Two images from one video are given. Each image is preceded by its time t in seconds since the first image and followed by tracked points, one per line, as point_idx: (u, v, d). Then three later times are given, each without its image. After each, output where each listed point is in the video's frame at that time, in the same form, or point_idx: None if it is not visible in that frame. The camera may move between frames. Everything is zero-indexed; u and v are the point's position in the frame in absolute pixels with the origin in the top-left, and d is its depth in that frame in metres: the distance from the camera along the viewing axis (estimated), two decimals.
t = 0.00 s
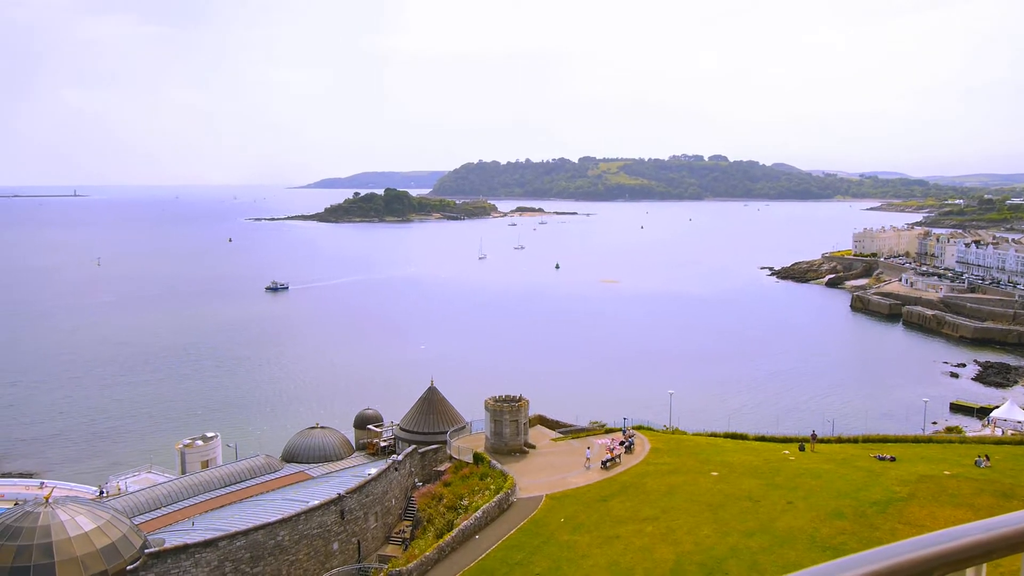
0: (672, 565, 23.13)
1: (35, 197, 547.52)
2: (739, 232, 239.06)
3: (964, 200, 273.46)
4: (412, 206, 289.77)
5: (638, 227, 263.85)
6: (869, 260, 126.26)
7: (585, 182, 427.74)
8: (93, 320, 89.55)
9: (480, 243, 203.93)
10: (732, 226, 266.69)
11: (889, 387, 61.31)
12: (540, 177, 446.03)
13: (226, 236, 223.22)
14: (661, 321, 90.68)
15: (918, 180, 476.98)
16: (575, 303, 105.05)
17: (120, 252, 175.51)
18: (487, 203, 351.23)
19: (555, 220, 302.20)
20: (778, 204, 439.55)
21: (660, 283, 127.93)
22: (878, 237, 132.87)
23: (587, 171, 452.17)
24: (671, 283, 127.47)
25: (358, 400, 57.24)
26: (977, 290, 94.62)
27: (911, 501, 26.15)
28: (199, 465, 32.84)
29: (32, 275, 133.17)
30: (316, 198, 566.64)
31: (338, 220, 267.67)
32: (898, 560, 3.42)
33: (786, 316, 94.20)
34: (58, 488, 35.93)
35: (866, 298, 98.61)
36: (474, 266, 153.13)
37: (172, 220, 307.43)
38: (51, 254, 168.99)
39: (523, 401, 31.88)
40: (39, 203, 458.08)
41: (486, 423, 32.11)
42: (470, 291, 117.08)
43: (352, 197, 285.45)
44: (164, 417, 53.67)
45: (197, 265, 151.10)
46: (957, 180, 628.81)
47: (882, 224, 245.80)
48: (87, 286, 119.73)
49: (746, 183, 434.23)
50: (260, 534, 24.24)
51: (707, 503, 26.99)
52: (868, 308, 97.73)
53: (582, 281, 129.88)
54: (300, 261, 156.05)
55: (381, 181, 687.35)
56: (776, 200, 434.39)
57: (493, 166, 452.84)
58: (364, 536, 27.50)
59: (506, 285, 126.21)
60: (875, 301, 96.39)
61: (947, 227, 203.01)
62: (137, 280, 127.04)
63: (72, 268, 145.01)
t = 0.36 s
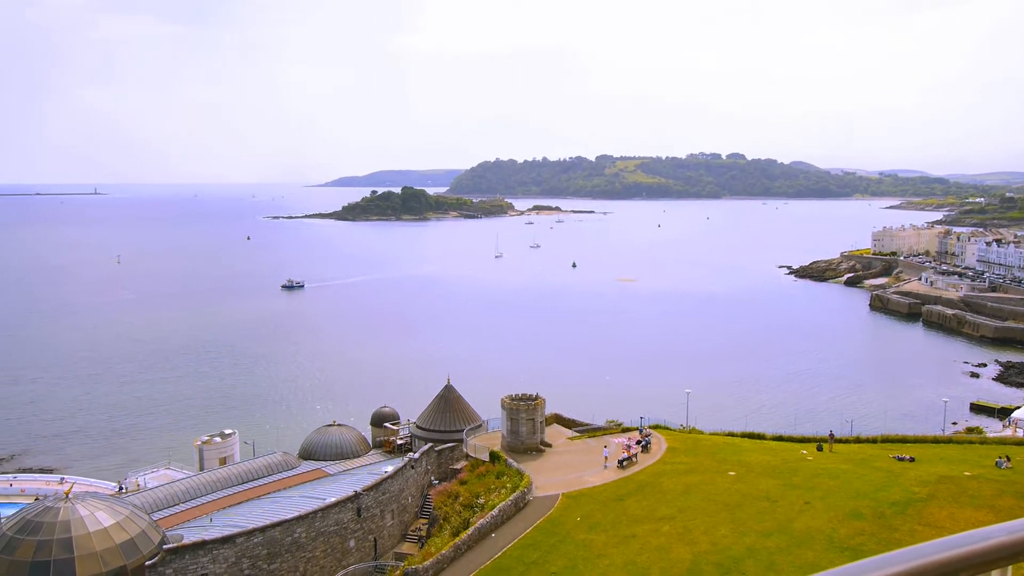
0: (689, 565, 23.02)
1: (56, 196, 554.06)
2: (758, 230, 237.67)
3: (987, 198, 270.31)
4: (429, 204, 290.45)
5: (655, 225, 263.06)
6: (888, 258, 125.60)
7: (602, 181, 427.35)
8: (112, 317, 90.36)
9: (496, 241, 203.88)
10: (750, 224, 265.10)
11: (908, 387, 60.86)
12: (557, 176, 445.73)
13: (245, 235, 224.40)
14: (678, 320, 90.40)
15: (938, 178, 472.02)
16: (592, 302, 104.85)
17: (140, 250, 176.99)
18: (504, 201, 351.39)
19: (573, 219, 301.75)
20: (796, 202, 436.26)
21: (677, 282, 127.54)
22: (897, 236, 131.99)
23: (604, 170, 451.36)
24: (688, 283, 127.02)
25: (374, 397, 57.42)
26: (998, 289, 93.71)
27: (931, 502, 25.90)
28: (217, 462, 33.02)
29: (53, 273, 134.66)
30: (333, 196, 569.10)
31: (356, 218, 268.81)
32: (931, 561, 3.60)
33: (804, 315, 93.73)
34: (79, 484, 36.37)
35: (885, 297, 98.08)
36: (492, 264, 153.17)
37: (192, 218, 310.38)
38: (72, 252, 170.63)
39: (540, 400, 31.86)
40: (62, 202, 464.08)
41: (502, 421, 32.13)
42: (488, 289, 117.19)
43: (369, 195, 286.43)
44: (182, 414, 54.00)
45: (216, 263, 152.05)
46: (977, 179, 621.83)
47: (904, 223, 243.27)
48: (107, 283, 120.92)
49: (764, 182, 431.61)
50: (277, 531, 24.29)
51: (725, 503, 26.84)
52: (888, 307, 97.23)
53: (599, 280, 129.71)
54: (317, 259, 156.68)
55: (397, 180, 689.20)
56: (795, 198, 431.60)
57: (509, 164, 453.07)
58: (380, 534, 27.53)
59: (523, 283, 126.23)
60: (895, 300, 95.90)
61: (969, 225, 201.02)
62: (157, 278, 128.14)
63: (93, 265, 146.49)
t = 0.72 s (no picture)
0: (706, 564, 22.95)
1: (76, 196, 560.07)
2: (775, 229, 236.44)
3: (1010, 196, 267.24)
4: (444, 204, 291.05)
5: (672, 224, 262.43)
6: (906, 257, 124.85)
7: (618, 180, 426.48)
8: (130, 316, 91.12)
9: (512, 240, 204.16)
10: (768, 224, 263.91)
11: (927, 386, 60.40)
12: (573, 175, 445.41)
13: (261, 234, 225.56)
14: (693, 319, 90.21)
15: (956, 176, 467.66)
16: (609, 301, 104.80)
17: (159, 250, 178.57)
18: (519, 200, 351.57)
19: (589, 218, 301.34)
20: (812, 201, 433.55)
21: (693, 281, 127.16)
22: (915, 234, 131.50)
23: (620, 169, 450.30)
24: (704, 281, 126.71)
25: (390, 396, 57.57)
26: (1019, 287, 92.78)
27: (950, 502, 25.71)
28: (234, 461, 33.23)
29: (73, 272, 136.17)
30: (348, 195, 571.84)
31: (371, 218, 269.69)
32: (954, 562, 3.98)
33: (821, 314, 93.26)
34: (98, 481, 36.78)
35: (904, 295, 97.48)
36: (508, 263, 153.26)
37: (211, 218, 313.05)
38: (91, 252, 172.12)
39: (556, 399, 31.87)
40: (82, 202, 469.18)
41: (518, 421, 32.15)
42: (504, 288, 117.25)
43: (385, 194, 287.20)
44: (198, 413, 54.33)
45: (233, 262, 152.91)
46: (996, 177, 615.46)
47: (924, 220, 241.15)
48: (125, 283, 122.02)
49: (781, 180, 429.08)
50: (294, 530, 24.39)
51: (741, 503, 26.76)
52: (906, 305, 96.63)
53: (614, 279, 129.53)
54: (333, 258, 157.28)
55: (413, 178, 690.35)
56: (812, 197, 428.95)
57: (524, 164, 453.01)
58: (397, 532, 27.58)
59: (540, 282, 126.24)
60: (913, 299, 95.32)
61: (989, 222, 199.01)
62: (175, 277, 129.15)
63: (112, 265, 147.82)
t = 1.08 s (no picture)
0: (723, 564, 22.86)
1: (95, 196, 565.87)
2: (794, 229, 234.77)
3: None
4: (461, 203, 291.17)
5: (688, 223, 261.47)
6: (925, 256, 123.84)
7: (634, 179, 425.03)
8: (147, 315, 91.79)
9: (528, 239, 204.18)
10: (786, 223, 262.16)
11: (946, 387, 59.88)
12: (589, 175, 444.47)
13: (279, 233, 227.07)
14: (710, 319, 89.87)
15: (977, 175, 462.61)
16: (625, 300, 104.62)
17: (178, 249, 180.01)
18: (535, 199, 351.62)
19: (605, 217, 300.53)
20: (831, 200, 430.05)
21: (710, 280, 126.61)
22: (934, 233, 130.46)
23: (637, 168, 448.79)
24: (721, 281, 126.28)
25: (405, 395, 57.71)
26: None
27: (970, 504, 25.46)
28: (251, 459, 33.39)
29: (92, 271, 137.27)
30: (364, 195, 573.80)
31: (388, 217, 270.32)
32: (969, 563, 4.31)
33: (839, 313, 92.69)
34: (117, 478, 37.16)
35: (923, 295, 96.84)
36: (524, 263, 153.28)
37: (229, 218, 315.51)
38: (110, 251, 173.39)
39: (572, 398, 31.84)
40: (103, 202, 474.73)
41: (534, 420, 32.15)
42: (521, 287, 117.30)
43: (402, 194, 287.82)
44: (214, 412, 54.61)
45: (251, 262, 153.61)
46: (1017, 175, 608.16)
47: (946, 219, 238.64)
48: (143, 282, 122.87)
49: (799, 179, 425.88)
50: (311, 527, 24.48)
51: (758, 503, 26.63)
52: (926, 305, 96.02)
53: (631, 278, 129.19)
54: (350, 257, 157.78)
55: (430, 177, 692.22)
56: (830, 196, 425.67)
57: (541, 164, 452.62)
58: (413, 531, 27.63)
59: (556, 282, 126.14)
60: (933, 299, 94.68)
61: (1011, 220, 196.82)
62: (193, 276, 130.05)
63: (132, 264, 149.08)
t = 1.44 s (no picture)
0: (741, 565, 22.75)
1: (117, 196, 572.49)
2: (815, 227, 233.02)
3: None
4: (478, 203, 291.11)
5: (706, 222, 260.27)
6: (947, 254, 122.56)
7: (652, 177, 423.36)
8: (167, 314, 92.53)
9: (544, 238, 203.99)
10: (808, 221, 260.13)
11: (967, 386, 59.30)
12: (607, 174, 443.40)
13: (298, 233, 228.57)
14: (727, 318, 89.50)
15: (1000, 172, 456.87)
16: (643, 299, 104.34)
17: (198, 248, 181.46)
18: (553, 199, 351.62)
19: (623, 216, 299.66)
20: (851, 198, 425.91)
21: (729, 279, 126.04)
22: (956, 232, 128.33)
23: (655, 167, 447.03)
24: (740, 279, 125.70)
25: (422, 394, 57.82)
26: None
27: (992, 504, 25.20)
28: (271, 457, 33.61)
29: (114, 271, 138.61)
30: (381, 195, 575.71)
31: (406, 217, 270.98)
32: None
33: (859, 312, 92.02)
34: (139, 476, 37.49)
35: (944, 294, 95.98)
36: (542, 262, 153.20)
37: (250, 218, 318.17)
38: (131, 251, 174.86)
39: (590, 397, 31.77)
40: (123, 202, 478.56)
41: (552, 419, 32.12)
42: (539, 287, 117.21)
43: (419, 193, 288.32)
44: (232, 410, 54.96)
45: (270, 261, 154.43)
46: None
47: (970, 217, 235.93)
48: (164, 281, 123.88)
49: (818, 177, 422.05)
50: (330, 526, 24.56)
51: (777, 503, 26.49)
52: (947, 304, 95.15)
53: (650, 277, 128.82)
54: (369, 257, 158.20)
55: (447, 177, 693.43)
56: (850, 193, 421.65)
57: (559, 163, 452.19)
58: (431, 530, 27.65)
59: (575, 281, 125.91)
60: (955, 297, 93.83)
61: None
62: (212, 276, 131.01)
63: (152, 264, 150.55)
